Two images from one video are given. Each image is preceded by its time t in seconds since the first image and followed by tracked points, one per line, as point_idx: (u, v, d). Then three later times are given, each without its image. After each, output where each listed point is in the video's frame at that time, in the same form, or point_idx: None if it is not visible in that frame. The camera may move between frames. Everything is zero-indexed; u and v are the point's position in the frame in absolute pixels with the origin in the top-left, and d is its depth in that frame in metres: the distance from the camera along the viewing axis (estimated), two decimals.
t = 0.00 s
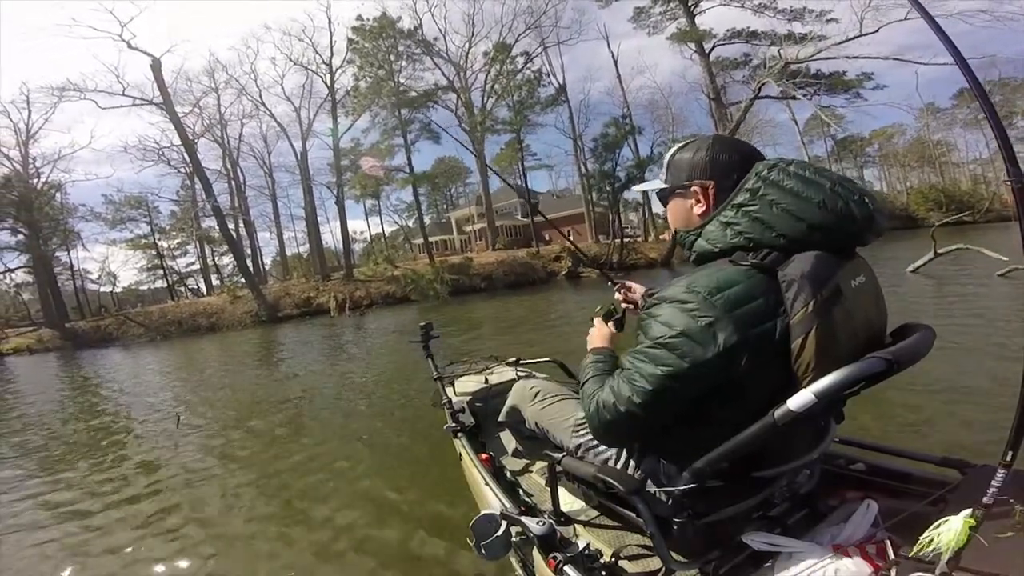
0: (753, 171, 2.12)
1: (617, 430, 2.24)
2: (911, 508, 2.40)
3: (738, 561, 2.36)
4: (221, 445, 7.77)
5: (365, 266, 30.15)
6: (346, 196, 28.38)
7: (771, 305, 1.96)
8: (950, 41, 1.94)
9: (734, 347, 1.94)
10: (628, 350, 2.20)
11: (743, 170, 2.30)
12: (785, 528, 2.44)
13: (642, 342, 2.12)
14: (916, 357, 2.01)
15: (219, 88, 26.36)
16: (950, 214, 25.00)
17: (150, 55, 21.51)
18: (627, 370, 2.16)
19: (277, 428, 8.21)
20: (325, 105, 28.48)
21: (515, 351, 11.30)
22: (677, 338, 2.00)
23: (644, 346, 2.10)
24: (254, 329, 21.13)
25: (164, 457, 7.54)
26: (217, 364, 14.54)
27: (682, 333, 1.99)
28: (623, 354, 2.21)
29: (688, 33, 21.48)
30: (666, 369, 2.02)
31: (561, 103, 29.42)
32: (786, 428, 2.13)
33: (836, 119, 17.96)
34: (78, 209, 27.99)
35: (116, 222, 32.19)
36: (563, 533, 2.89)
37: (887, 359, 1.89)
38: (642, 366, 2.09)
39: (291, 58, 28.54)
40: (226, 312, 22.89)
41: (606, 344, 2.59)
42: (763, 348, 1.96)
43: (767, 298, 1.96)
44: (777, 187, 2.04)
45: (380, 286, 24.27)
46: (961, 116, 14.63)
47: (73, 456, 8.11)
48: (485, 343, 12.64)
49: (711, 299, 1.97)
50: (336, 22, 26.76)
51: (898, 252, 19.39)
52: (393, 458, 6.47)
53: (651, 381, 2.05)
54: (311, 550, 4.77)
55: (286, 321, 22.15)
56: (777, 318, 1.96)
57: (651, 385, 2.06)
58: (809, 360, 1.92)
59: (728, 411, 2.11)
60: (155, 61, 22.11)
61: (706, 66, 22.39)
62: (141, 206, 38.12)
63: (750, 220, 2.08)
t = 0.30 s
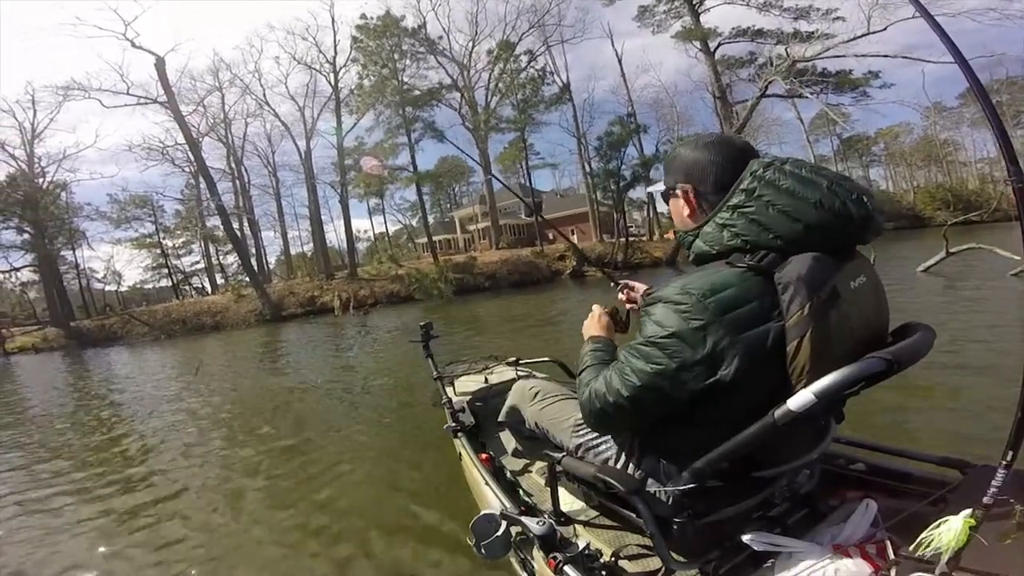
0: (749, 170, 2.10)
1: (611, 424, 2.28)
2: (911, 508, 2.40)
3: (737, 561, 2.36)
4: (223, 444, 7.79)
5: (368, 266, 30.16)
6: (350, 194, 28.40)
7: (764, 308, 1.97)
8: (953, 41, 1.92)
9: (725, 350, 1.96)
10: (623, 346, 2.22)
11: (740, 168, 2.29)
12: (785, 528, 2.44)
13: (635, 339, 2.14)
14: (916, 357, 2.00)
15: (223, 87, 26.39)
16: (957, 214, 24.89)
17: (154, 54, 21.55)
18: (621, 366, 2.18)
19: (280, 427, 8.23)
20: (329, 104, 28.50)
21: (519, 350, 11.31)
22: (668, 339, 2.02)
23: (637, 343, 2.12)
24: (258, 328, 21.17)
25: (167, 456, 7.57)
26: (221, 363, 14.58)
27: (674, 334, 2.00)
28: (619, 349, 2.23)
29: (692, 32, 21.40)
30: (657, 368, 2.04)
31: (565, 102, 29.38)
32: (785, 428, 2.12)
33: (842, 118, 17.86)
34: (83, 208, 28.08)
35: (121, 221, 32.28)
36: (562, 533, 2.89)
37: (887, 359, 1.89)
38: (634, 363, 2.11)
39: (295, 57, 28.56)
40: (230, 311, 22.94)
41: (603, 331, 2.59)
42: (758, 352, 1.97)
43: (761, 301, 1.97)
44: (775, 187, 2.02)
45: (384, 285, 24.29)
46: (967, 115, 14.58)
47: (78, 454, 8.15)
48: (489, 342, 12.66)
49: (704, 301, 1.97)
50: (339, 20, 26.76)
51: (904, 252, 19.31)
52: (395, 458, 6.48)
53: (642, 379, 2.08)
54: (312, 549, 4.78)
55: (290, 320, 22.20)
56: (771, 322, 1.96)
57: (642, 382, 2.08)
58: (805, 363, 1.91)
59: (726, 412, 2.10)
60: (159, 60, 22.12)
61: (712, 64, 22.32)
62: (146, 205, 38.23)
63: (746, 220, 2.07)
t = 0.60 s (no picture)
0: (743, 171, 2.10)
1: (607, 423, 2.30)
2: (911, 509, 2.39)
3: (737, 562, 2.37)
4: (227, 443, 7.83)
5: (372, 265, 30.21)
6: (354, 194, 28.42)
7: (757, 310, 1.97)
8: (950, 43, 1.92)
9: (717, 352, 1.96)
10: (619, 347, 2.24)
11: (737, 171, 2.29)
12: (785, 528, 2.45)
13: (631, 341, 2.15)
14: (917, 357, 2.00)
15: (226, 86, 26.39)
16: (964, 212, 24.78)
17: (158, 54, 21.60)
18: (616, 366, 2.21)
19: (282, 427, 8.27)
20: (332, 103, 28.50)
21: (523, 349, 11.32)
22: (662, 342, 2.03)
23: (632, 346, 2.13)
24: (263, 328, 21.22)
25: (171, 455, 7.61)
26: (226, 363, 14.65)
27: (668, 337, 2.01)
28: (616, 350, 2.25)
29: (696, 29, 21.31)
30: (651, 369, 2.06)
31: (569, 100, 29.33)
32: (786, 429, 2.12)
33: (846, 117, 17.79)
34: (88, 209, 28.22)
35: (126, 221, 32.37)
36: (562, 533, 2.89)
37: (887, 359, 1.88)
38: (628, 365, 2.13)
39: (299, 57, 28.57)
40: (234, 311, 22.99)
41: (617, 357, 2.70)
42: (752, 354, 1.96)
43: (754, 304, 1.97)
44: (769, 188, 2.02)
45: (387, 285, 24.30)
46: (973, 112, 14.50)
47: (83, 454, 8.20)
48: (493, 342, 12.69)
49: (696, 304, 1.97)
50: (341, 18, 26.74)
51: (910, 251, 19.23)
52: (396, 457, 6.51)
53: (636, 381, 2.11)
54: (313, 549, 4.80)
55: (294, 320, 22.25)
56: (765, 325, 1.97)
57: (636, 383, 2.11)
58: (797, 366, 1.91)
59: (723, 412, 2.11)
60: (163, 60, 22.14)
61: (716, 62, 22.22)
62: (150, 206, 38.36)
63: (740, 223, 2.07)
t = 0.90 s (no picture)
0: (737, 172, 2.11)
1: (591, 407, 2.37)
2: (911, 509, 2.39)
3: (737, 561, 2.36)
4: (229, 443, 7.86)
5: (375, 264, 30.22)
6: (357, 193, 28.43)
7: (745, 311, 1.97)
8: (948, 41, 1.92)
9: (699, 350, 1.98)
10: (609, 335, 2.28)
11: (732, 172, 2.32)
12: (785, 528, 2.45)
13: (619, 331, 2.18)
14: (916, 357, 1.99)
15: (229, 86, 26.42)
16: (970, 209, 24.65)
17: (161, 54, 21.64)
18: (604, 353, 2.25)
19: (285, 427, 8.29)
20: (334, 102, 28.52)
21: (525, 348, 11.31)
22: (647, 335, 2.05)
23: (619, 336, 2.16)
24: (267, 328, 21.25)
25: (175, 455, 7.65)
26: (230, 363, 14.69)
27: (652, 330, 2.03)
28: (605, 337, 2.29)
29: (699, 27, 21.27)
30: (635, 360, 2.10)
31: (571, 98, 29.30)
32: (785, 428, 2.12)
33: (851, 114, 17.72)
34: (92, 209, 28.29)
35: (130, 222, 32.46)
36: (562, 533, 2.89)
37: (888, 359, 1.88)
38: (615, 355, 2.17)
39: (301, 56, 28.59)
40: (239, 311, 23.05)
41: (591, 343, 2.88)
42: (737, 354, 1.97)
43: (741, 304, 1.97)
44: (759, 190, 2.02)
45: (391, 284, 24.31)
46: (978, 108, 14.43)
47: (87, 454, 8.24)
48: (496, 341, 12.69)
49: (679, 300, 1.98)
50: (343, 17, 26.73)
51: (915, 249, 19.14)
52: (397, 457, 6.52)
53: (619, 370, 2.15)
54: (315, 548, 4.82)
55: (298, 319, 22.29)
56: (751, 325, 1.96)
57: (619, 373, 2.15)
58: (785, 369, 1.92)
59: (719, 410, 2.13)
60: (165, 60, 22.17)
61: (719, 59, 22.16)
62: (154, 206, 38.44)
63: (732, 223, 2.07)
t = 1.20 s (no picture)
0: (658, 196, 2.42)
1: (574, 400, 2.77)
2: (912, 509, 2.38)
3: (738, 562, 2.36)
4: (233, 442, 7.92)
5: (379, 263, 30.19)
6: (361, 192, 28.44)
7: (670, 319, 2.19)
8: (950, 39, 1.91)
9: (633, 350, 2.31)
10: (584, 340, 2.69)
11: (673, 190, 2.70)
12: (785, 528, 2.45)
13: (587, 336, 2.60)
14: (915, 357, 1.99)
15: (232, 85, 26.43)
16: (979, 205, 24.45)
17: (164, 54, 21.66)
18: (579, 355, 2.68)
19: (288, 425, 8.35)
20: (338, 101, 28.51)
21: (530, 346, 11.32)
22: (598, 340, 2.45)
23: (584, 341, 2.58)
24: (272, 327, 21.29)
25: (179, 454, 7.71)
26: (236, 362, 14.75)
27: (600, 336, 2.43)
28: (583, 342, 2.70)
29: (703, 23, 21.19)
30: (590, 361, 2.50)
31: (575, 95, 29.23)
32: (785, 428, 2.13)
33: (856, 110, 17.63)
34: (98, 209, 28.39)
35: (136, 222, 32.57)
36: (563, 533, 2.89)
37: (885, 358, 1.88)
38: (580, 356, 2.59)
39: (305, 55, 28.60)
40: (244, 310, 23.13)
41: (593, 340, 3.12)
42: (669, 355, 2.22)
43: (666, 312, 2.20)
44: (668, 210, 2.31)
45: (395, 283, 24.33)
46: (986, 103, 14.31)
47: (93, 454, 8.32)
48: (501, 339, 12.71)
49: (622, 312, 2.34)
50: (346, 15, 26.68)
51: (922, 245, 19.03)
52: (399, 455, 6.56)
53: (582, 368, 2.57)
54: (315, 546, 4.86)
55: (303, 318, 22.34)
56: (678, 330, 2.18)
57: (582, 370, 2.57)
58: (724, 369, 1.99)
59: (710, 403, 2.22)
60: (168, 60, 22.20)
61: (724, 55, 22.04)
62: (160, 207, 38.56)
63: (657, 241, 2.36)
